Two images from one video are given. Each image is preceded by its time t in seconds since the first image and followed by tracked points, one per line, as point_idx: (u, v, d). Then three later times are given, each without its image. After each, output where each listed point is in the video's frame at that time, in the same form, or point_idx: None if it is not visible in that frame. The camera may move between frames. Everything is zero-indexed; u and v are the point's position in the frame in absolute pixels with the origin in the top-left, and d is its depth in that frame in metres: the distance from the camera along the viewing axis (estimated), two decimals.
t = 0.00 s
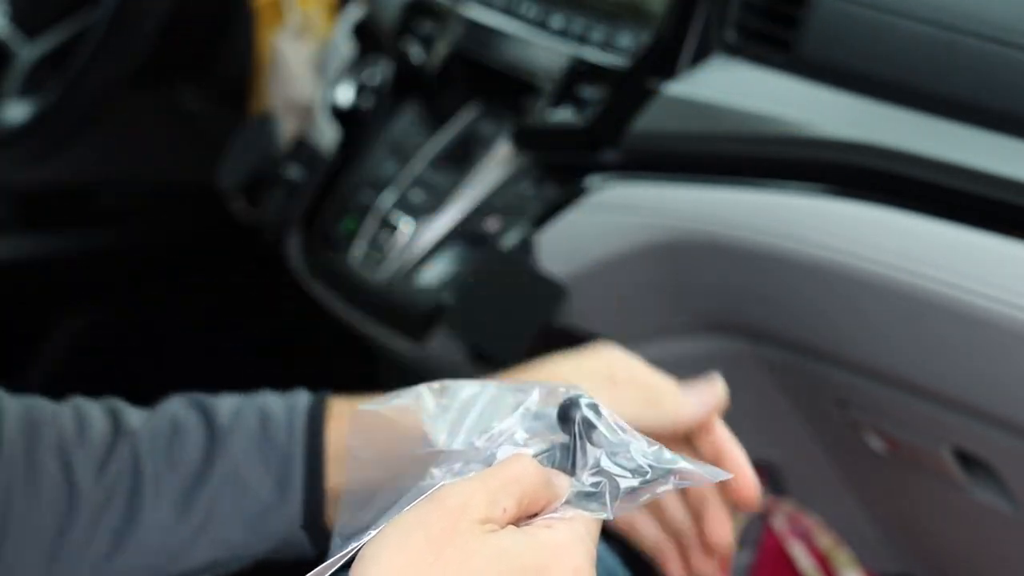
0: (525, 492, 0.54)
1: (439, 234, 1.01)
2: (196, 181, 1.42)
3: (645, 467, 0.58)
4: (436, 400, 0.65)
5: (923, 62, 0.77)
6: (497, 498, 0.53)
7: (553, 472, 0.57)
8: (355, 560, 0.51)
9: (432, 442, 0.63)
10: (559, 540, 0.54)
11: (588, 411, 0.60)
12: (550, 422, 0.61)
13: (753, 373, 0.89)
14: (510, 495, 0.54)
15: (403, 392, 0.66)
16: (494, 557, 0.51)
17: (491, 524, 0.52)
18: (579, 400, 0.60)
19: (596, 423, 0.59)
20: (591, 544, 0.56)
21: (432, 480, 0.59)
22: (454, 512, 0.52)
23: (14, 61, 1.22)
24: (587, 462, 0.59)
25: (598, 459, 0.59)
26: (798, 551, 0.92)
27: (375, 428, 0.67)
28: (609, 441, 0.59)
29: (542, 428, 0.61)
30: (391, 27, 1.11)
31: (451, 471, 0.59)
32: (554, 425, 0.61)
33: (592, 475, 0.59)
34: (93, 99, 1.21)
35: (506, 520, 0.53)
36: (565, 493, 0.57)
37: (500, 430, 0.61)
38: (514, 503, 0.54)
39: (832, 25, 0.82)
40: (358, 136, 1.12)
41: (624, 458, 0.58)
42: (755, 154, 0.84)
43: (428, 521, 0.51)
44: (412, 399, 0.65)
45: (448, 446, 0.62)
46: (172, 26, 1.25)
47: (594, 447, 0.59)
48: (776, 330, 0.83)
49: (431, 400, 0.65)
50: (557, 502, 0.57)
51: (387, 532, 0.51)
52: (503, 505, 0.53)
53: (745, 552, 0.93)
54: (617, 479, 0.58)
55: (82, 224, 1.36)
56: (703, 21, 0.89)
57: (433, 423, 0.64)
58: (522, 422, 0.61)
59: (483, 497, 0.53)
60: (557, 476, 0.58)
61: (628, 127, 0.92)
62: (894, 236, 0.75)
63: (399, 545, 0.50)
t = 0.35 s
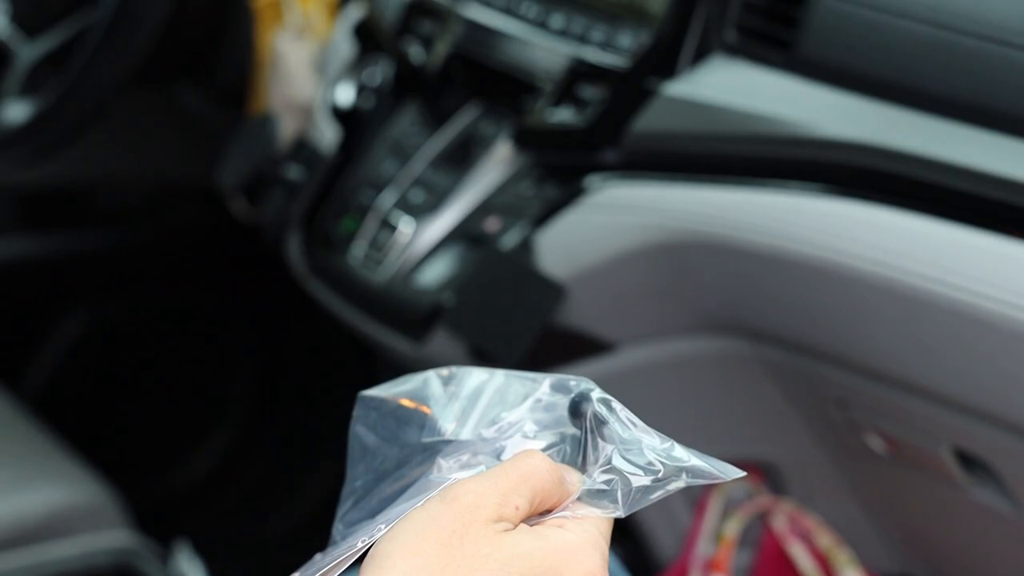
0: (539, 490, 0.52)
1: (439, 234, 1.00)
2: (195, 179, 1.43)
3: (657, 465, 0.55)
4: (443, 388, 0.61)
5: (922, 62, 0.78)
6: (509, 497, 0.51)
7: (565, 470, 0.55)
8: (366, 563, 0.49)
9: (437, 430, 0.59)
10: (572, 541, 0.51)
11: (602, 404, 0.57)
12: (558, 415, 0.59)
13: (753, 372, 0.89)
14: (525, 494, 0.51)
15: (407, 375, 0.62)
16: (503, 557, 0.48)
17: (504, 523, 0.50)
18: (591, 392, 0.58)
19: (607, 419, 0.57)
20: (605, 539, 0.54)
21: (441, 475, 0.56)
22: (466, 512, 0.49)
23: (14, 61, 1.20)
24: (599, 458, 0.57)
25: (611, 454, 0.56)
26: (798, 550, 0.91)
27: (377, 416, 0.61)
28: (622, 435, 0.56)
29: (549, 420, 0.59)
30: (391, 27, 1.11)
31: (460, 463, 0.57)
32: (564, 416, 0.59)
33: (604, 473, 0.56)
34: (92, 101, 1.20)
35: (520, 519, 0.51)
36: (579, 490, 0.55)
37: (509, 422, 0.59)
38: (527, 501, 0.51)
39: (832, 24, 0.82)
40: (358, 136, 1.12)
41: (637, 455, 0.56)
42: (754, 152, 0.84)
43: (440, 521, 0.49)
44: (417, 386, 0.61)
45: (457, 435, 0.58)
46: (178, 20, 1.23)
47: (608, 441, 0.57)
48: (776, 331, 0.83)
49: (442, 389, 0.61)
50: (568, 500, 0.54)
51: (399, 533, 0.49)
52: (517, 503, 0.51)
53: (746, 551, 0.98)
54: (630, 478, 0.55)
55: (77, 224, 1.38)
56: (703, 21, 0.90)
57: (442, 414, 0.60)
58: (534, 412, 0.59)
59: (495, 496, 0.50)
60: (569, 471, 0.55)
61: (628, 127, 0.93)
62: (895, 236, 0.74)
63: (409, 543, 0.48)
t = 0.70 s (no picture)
0: (532, 467, 0.52)
1: (440, 234, 1.01)
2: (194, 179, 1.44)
3: (645, 437, 0.57)
4: (433, 344, 0.62)
5: (923, 62, 0.78)
6: (506, 472, 0.51)
7: (557, 442, 0.55)
8: (360, 527, 0.48)
9: (426, 389, 0.61)
10: (564, 524, 0.51)
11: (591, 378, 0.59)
12: (548, 379, 0.60)
13: (753, 374, 0.89)
14: (520, 469, 0.51)
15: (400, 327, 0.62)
16: (501, 535, 0.48)
17: (499, 499, 0.50)
18: (580, 364, 0.59)
19: (594, 392, 0.59)
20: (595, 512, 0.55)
21: (428, 438, 0.58)
22: (466, 484, 0.49)
23: (14, 62, 1.20)
24: (587, 433, 0.58)
25: (600, 428, 0.58)
26: (798, 550, 0.91)
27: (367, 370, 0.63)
28: (611, 409, 0.58)
29: (539, 386, 0.60)
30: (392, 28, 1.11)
31: (445, 425, 0.59)
32: (554, 383, 0.60)
33: (593, 449, 0.58)
34: (92, 100, 1.20)
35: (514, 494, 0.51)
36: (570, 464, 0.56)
37: (499, 385, 0.60)
38: (522, 476, 0.51)
39: (833, 25, 0.82)
40: (358, 137, 1.12)
41: (624, 428, 0.58)
42: (755, 152, 0.84)
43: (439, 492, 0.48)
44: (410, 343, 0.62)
45: (447, 396, 0.60)
46: (177, 24, 1.28)
47: (595, 415, 0.59)
48: (776, 331, 0.83)
49: (434, 346, 0.62)
50: (560, 475, 0.55)
51: (397, 503, 0.48)
52: (512, 479, 0.51)
53: (746, 551, 0.97)
54: (619, 454, 0.57)
55: (79, 226, 1.38)
56: (703, 23, 0.90)
57: (433, 372, 0.61)
58: (523, 376, 0.60)
59: (493, 471, 0.50)
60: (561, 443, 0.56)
61: (627, 127, 0.93)
62: (895, 235, 0.74)
63: (409, 516, 0.47)
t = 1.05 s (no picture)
0: (510, 458, 0.54)
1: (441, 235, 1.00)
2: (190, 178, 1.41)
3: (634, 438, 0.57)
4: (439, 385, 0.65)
5: (923, 63, 0.78)
6: (482, 459, 0.53)
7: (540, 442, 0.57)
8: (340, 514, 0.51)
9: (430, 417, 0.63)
10: (545, 504, 0.53)
11: (583, 385, 0.60)
12: (545, 400, 0.62)
13: (753, 374, 0.89)
14: (496, 457, 0.53)
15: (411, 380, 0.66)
16: (473, 514, 0.50)
17: (474, 482, 0.52)
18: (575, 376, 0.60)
19: (588, 398, 0.59)
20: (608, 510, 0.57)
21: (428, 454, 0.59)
22: (441, 468, 0.52)
23: (14, 62, 1.20)
24: (576, 435, 0.58)
25: (589, 428, 0.58)
26: (798, 551, 0.91)
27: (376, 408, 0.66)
28: (601, 412, 0.59)
29: (537, 409, 0.62)
30: (392, 28, 1.11)
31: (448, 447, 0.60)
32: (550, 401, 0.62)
33: (581, 448, 0.58)
34: (92, 101, 1.22)
35: (490, 479, 0.53)
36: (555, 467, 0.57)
37: (499, 412, 0.62)
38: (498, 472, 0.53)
39: (832, 26, 0.82)
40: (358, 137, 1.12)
41: (613, 430, 0.58)
42: (756, 153, 0.84)
43: (414, 477, 0.51)
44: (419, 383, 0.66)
45: (449, 422, 0.62)
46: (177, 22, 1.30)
47: (584, 417, 0.59)
48: (777, 332, 0.83)
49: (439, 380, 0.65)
50: (544, 470, 0.57)
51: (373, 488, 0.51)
52: (487, 465, 0.53)
53: (745, 551, 0.98)
54: (604, 450, 0.57)
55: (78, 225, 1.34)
56: (703, 22, 0.90)
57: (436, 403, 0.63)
58: (519, 400, 0.62)
59: (470, 457, 0.53)
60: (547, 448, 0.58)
61: (627, 127, 0.93)
62: (895, 235, 0.74)
63: (384, 501, 0.50)
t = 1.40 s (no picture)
0: (537, 484, 0.56)
1: (439, 235, 1.01)
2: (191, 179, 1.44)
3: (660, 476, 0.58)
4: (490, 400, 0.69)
5: (924, 62, 0.78)
6: (512, 486, 0.54)
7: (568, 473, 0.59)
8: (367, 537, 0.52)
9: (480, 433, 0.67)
10: (573, 535, 0.54)
11: (613, 416, 0.60)
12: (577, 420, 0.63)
13: (753, 374, 0.89)
14: (524, 484, 0.55)
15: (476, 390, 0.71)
16: (499, 543, 0.51)
17: (502, 510, 0.53)
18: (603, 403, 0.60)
19: (617, 430, 0.59)
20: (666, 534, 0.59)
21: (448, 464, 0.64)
22: (469, 493, 0.53)
23: (14, 61, 1.20)
24: (597, 464, 0.59)
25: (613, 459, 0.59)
26: (798, 550, 0.91)
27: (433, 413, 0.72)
28: (629, 442, 0.59)
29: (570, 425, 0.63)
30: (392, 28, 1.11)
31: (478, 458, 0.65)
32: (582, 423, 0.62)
33: (601, 480, 0.59)
34: (92, 100, 1.21)
35: (518, 507, 0.54)
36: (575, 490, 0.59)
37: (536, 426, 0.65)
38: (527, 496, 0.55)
39: (832, 25, 0.82)
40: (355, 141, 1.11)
41: (639, 462, 0.59)
42: (756, 153, 0.83)
43: (442, 499, 0.52)
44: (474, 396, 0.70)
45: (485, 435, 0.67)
46: (177, 22, 1.29)
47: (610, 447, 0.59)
48: (778, 332, 0.84)
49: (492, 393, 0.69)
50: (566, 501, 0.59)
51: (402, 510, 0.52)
52: (516, 491, 0.54)
53: (745, 551, 0.95)
54: (625, 485, 0.58)
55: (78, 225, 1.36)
56: (704, 22, 0.90)
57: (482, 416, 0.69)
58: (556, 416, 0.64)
59: (499, 484, 0.54)
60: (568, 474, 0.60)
61: (628, 127, 0.92)
62: (894, 234, 0.74)
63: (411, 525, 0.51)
